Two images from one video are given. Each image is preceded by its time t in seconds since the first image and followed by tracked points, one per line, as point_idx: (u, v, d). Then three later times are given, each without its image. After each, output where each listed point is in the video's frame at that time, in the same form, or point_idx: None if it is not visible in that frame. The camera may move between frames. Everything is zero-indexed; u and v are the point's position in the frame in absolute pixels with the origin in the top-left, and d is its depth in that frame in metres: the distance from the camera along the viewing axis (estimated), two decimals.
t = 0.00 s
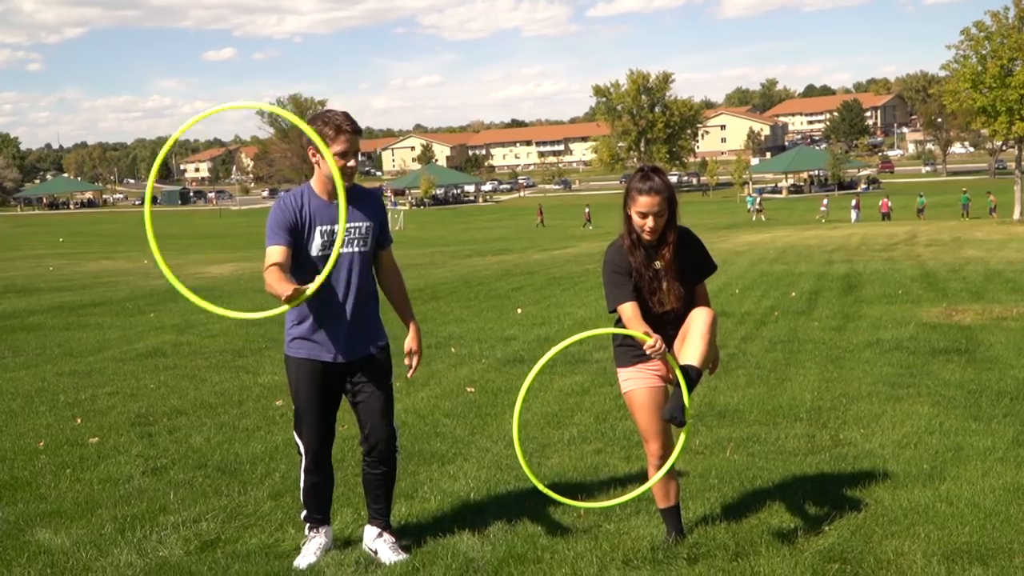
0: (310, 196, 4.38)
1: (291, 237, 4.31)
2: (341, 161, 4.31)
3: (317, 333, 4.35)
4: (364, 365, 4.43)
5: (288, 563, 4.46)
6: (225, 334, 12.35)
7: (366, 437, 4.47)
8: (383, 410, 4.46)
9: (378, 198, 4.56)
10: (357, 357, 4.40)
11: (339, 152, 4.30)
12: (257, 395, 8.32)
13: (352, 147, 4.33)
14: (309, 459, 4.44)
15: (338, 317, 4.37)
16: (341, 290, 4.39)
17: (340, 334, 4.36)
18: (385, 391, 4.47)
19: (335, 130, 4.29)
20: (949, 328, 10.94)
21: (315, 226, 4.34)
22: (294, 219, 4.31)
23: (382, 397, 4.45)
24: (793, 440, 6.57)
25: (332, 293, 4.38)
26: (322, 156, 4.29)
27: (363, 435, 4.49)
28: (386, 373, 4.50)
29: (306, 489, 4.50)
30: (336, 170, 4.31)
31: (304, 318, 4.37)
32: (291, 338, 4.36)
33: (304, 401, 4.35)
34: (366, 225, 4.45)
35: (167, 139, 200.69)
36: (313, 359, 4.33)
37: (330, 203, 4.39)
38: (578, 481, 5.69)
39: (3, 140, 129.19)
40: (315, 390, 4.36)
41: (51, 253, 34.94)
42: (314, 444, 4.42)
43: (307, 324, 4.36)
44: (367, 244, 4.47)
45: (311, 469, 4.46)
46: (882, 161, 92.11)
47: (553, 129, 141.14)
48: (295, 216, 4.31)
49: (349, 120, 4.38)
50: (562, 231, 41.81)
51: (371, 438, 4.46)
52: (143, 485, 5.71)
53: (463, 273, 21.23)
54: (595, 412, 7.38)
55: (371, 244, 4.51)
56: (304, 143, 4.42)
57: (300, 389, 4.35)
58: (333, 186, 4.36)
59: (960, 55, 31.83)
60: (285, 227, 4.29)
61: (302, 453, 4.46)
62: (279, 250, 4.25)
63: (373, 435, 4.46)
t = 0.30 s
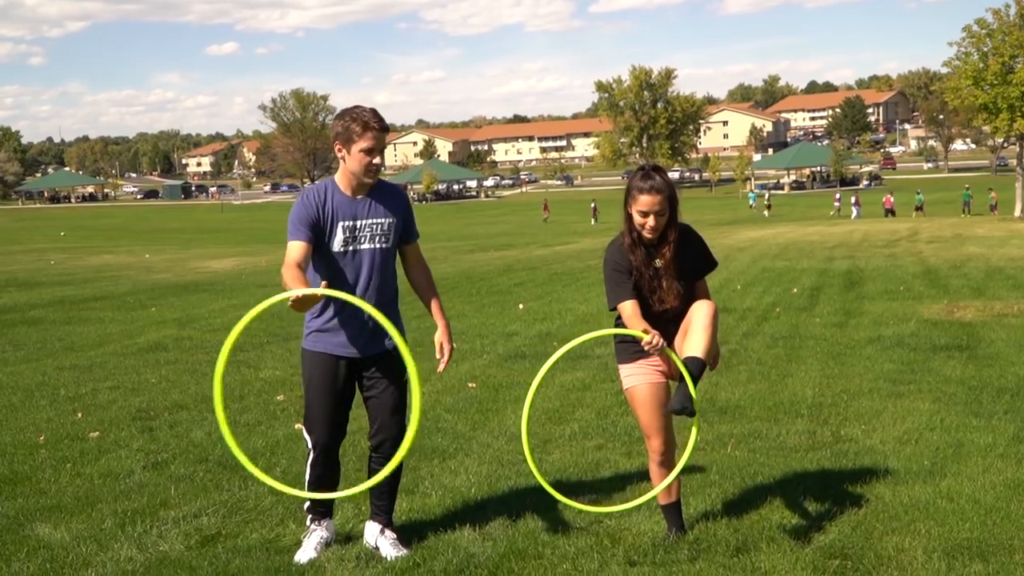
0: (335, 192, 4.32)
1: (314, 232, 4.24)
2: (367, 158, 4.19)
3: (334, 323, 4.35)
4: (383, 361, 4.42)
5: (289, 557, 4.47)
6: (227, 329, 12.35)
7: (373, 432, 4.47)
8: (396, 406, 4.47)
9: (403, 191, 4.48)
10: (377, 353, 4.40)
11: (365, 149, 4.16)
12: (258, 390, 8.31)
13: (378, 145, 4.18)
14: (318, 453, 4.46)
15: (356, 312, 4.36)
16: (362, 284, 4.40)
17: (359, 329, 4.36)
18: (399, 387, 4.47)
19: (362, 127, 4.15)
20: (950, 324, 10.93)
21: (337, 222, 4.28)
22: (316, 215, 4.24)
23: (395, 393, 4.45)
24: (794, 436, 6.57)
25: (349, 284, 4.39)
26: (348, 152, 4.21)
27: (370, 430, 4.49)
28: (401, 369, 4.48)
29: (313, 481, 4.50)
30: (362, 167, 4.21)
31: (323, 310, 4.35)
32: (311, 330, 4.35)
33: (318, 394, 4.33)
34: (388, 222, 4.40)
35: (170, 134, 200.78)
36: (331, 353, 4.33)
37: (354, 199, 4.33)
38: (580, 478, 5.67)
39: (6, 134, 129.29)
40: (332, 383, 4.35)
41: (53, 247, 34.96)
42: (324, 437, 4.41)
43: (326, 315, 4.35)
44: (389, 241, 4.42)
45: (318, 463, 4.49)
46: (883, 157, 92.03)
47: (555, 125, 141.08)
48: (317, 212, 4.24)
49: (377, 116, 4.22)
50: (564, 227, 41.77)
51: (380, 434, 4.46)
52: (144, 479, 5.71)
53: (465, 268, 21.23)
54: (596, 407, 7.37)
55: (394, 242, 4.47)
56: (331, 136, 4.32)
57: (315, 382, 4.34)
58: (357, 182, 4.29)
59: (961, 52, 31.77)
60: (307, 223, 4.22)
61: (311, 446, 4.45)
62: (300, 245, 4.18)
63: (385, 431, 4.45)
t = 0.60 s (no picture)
0: (341, 184, 4.33)
1: (318, 224, 4.25)
2: (372, 152, 4.20)
3: (340, 317, 4.35)
4: (389, 354, 4.42)
5: (288, 555, 4.46)
6: (227, 327, 12.33)
7: (374, 428, 4.46)
8: (398, 400, 4.45)
9: (409, 185, 4.48)
10: (385, 346, 4.39)
11: (370, 143, 4.17)
12: (258, 388, 8.31)
13: (384, 139, 4.19)
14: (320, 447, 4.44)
15: (364, 302, 4.37)
16: (369, 277, 4.37)
17: (367, 319, 4.36)
18: (402, 382, 4.46)
19: (367, 121, 4.17)
20: (949, 321, 10.94)
21: (343, 215, 4.28)
22: (322, 206, 4.25)
23: (397, 389, 4.43)
24: (794, 433, 6.56)
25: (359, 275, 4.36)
26: (354, 146, 4.21)
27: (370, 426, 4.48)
28: (404, 364, 4.48)
29: (315, 476, 4.49)
30: (366, 161, 4.21)
31: (329, 302, 4.38)
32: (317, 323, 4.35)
33: (323, 388, 4.33)
34: (394, 215, 4.40)
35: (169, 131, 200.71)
36: (336, 346, 4.32)
37: (360, 192, 4.33)
38: (580, 475, 5.67)
39: (6, 132, 129.45)
40: (337, 377, 4.34)
41: (53, 245, 34.92)
42: (329, 432, 4.39)
43: (331, 308, 4.37)
44: (395, 235, 4.43)
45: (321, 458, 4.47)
46: (883, 154, 91.99)
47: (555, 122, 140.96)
48: (323, 203, 4.25)
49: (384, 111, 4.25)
50: (564, 224, 41.71)
51: (382, 429, 4.45)
52: (144, 478, 5.71)
53: (465, 265, 21.20)
54: (596, 404, 7.37)
55: (399, 236, 4.47)
56: (336, 130, 4.33)
57: (321, 376, 4.34)
58: (365, 176, 4.27)
59: (961, 49, 31.75)
60: (312, 213, 4.23)
61: (315, 440, 4.44)
62: (304, 234, 4.17)
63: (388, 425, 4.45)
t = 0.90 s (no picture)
0: (340, 183, 4.32)
1: (316, 223, 4.23)
2: (373, 151, 4.20)
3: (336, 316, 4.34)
4: (386, 352, 4.42)
5: (289, 554, 4.47)
6: (228, 325, 12.34)
7: (370, 425, 4.48)
8: (394, 397, 4.47)
9: (406, 185, 4.46)
10: (381, 345, 4.39)
11: (371, 142, 4.17)
12: (258, 387, 8.31)
13: (385, 138, 4.19)
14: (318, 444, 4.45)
15: (363, 301, 4.36)
16: (367, 275, 4.36)
17: (366, 319, 4.36)
18: (397, 380, 4.47)
19: (370, 119, 4.17)
20: (949, 319, 10.93)
21: (341, 213, 4.27)
22: (320, 205, 4.23)
23: (393, 386, 4.45)
24: (794, 431, 6.57)
25: (357, 273, 4.37)
26: (354, 144, 4.20)
27: (366, 423, 4.51)
28: (400, 362, 4.49)
29: (314, 475, 4.50)
30: (367, 160, 4.22)
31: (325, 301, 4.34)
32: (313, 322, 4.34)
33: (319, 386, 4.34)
34: (391, 215, 4.38)
35: (169, 130, 200.80)
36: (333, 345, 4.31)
37: (358, 191, 4.32)
38: (581, 473, 5.67)
39: (6, 132, 129.62)
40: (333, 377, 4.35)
41: (53, 245, 34.96)
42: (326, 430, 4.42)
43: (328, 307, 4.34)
44: (392, 234, 4.40)
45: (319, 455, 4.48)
46: (883, 152, 91.96)
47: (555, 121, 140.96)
48: (322, 202, 4.24)
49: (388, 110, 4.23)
50: (564, 222, 41.73)
51: (377, 428, 4.47)
52: (145, 476, 5.71)
53: (465, 264, 21.21)
54: (596, 403, 7.37)
55: (397, 235, 4.45)
56: (337, 128, 4.34)
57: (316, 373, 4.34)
58: (364, 174, 4.28)
59: (961, 46, 31.75)
60: (311, 213, 4.21)
61: (313, 439, 4.45)
62: (302, 235, 4.18)
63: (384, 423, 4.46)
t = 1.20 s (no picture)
0: (332, 181, 4.32)
1: (310, 220, 4.23)
2: (364, 148, 4.18)
3: (332, 313, 4.35)
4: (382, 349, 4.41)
5: (291, 552, 4.47)
6: (230, 323, 12.36)
7: (367, 423, 4.48)
8: (391, 395, 4.47)
9: (399, 180, 4.45)
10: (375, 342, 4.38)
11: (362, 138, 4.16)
12: (260, 385, 8.33)
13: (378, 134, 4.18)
14: (317, 441, 4.45)
15: (358, 297, 4.38)
16: (361, 272, 4.36)
17: (362, 315, 4.37)
18: (394, 377, 4.47)
19: (361, 115, 4.21)
20: (952, 318, 10.92)
21: (334, 211, 4.27)
22: (313, 203, 4.23)
23: (389, 382, 4.45)
24: (796, 430, 6.56)
25: (351, 271, 4.36)
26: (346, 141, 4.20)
27: (364, 420, 4.50)
28: (396, 360, 4.48)
29: (314, 473, 4.51)
30: (358, 156, 4.20)
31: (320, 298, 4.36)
32: (308, 319, 4.36)
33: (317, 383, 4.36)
34: (385, 213, 4.38)
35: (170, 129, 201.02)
36: (328, 342, 4.32)
37: (351, 188, 4.32)
38: (582, 472, 5.67)
39: (9, 130, 129.89)
40: (331, 373, 4.36)
41: (55, 243, 35.00)
42: (323, 427, 4.41)
43: (323, 303, 4.37)
44: (386, 231, 4.40)
45: (319, 451, 4.48)
46: (886, 151, 91.85)
47: (557, 120, 140.94)
48: (316, 199, 4.24)
49: (379, 109, 4.26)
50: (566, 221, 41.68)
51: (374, 426, 4.47)
52: (147, 474, 5.71)
53: (466, 263, 21.21)
54: (598, 402, 7.37)
55: (391, 232, 4.45)
56: (331, 124, 4.36)
57: (313, 369, 4.35)
58: (356, 171, 4.27)
59: (963, 46, 31.74)
60: (304, 210, 4.21)
61: (311, 437, 4.45)
62: (295, 232, 4.17)
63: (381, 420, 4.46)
